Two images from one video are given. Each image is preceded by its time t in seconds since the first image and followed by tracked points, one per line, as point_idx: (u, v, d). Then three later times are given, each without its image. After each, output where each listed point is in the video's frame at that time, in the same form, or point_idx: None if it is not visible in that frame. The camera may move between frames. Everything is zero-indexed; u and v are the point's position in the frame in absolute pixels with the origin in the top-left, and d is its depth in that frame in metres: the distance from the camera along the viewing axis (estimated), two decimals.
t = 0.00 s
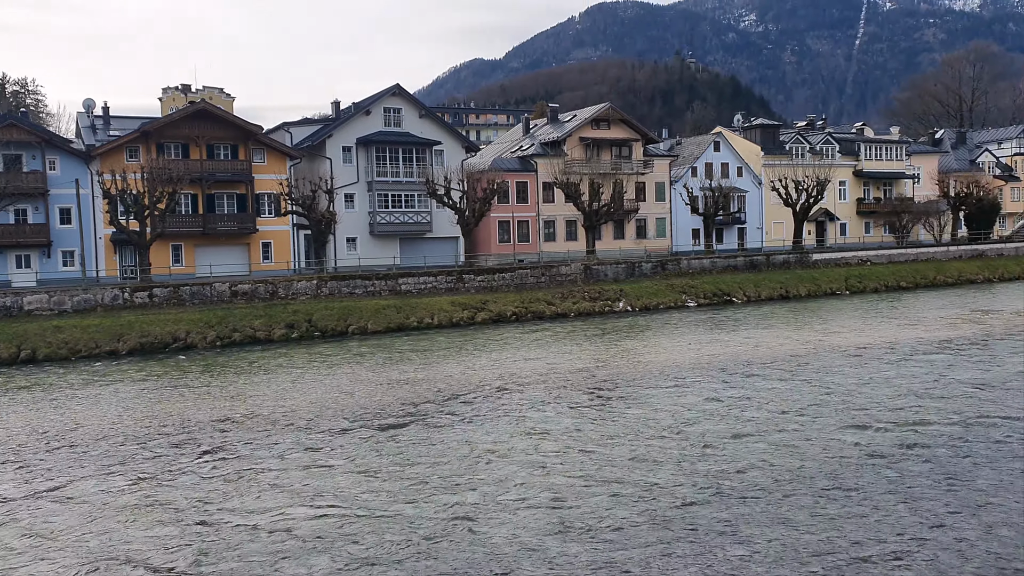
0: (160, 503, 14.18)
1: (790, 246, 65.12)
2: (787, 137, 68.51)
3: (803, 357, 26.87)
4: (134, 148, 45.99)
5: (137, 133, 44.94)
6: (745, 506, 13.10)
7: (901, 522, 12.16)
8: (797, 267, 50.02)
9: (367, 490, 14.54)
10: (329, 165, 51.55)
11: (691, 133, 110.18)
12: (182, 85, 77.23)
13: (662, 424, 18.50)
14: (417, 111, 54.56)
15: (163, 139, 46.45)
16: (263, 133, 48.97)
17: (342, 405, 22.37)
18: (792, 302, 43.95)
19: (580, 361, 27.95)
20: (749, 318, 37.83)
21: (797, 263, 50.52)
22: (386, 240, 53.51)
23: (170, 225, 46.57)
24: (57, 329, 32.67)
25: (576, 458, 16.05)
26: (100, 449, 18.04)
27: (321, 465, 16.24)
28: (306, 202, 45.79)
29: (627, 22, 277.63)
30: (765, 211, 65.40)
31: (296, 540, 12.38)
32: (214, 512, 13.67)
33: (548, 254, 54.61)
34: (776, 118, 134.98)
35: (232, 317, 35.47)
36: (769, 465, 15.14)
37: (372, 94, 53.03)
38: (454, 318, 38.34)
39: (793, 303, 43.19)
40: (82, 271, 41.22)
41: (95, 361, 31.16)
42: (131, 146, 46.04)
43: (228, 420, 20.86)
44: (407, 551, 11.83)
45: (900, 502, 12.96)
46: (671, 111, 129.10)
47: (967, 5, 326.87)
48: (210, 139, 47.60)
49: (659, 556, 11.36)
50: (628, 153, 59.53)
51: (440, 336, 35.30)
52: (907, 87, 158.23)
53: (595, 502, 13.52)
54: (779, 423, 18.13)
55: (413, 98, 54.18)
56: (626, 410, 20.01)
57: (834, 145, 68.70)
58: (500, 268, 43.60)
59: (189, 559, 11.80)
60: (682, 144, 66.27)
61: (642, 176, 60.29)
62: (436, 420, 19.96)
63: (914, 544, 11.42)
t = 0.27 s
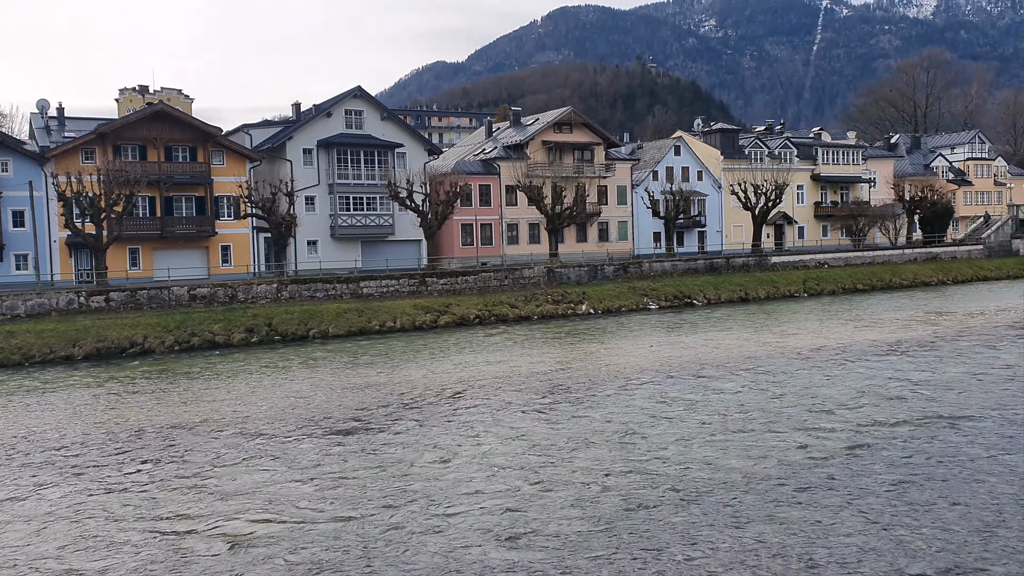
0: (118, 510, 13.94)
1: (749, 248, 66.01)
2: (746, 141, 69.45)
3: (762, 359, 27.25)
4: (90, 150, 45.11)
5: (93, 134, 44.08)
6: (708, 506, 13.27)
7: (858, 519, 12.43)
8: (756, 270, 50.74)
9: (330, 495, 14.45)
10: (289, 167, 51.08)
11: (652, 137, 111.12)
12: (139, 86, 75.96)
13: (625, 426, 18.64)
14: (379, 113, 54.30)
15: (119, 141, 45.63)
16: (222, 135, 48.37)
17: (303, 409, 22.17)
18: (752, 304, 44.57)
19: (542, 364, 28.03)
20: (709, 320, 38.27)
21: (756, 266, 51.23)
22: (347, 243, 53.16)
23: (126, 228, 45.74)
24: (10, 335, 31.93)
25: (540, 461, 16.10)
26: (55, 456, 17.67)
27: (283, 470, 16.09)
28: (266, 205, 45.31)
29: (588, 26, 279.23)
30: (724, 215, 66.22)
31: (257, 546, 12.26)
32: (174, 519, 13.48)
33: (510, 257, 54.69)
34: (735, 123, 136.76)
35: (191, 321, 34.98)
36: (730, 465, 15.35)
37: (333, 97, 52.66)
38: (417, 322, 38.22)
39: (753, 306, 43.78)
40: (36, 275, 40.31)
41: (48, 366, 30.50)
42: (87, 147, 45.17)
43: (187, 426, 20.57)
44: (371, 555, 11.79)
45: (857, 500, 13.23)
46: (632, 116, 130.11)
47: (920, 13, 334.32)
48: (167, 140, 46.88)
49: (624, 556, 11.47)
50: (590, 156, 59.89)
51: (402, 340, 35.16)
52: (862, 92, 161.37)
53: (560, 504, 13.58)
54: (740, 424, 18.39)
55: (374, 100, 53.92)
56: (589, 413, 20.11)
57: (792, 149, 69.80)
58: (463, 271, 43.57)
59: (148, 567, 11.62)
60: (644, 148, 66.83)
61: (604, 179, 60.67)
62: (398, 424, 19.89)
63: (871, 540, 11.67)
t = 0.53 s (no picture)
0: (82, 519, 13.71)
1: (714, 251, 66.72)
2: (711, 145, 70.21)
3: (727, 360, 27.57)
4: (49, 152, 44.24)
5: (52, 135, 43.24)
6: (679, 507, 13.38)
7: (826, 519, 12.64)
8: (721, 273, 51.34)
9: (301, 501, 14.34)
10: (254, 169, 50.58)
11: (618, 140, 111.87)
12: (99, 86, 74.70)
13: (594, 428, 18.75)
14: (345, 115, 53.98)
15: (80, 142, 44.82)
16: (186, 136, 47.75)
17: (268, 414, 21.97)
18: (716, 306, 45.12)
19: (509, 367, 28.10)
20: (675, 322, 38.65)
21: (721, 269, 51.80)
22: (313, 246, 52.77)
23: (87, 231, 44.94)
24: None
25: (509, 464, 16.14)
26: (15, 464, 17.31)
27: (249, 476, 15.91)
28: (231, 207, 44.84)
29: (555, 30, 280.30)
30: (689, 218, 66.88)
31: (227, 555, 12.14)
32: (140, 528, 13.30)
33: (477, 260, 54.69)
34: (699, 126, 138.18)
35: (153, 325, 34.50)
36: (700, 467, 15.51)
37: (298, 98, 52.25)
38: (383, 325, 38.08)
39: (717, 308, 44.28)
40: None
41: (6, 371, 29.88)
42: (46, 149, 44.30)
43: (150, 431, 20.27)
44: (342, 562, 11.74)
45: (824, 500, 13.46)
46: (597, 119, 130.83)
47: (879, 20, 340.52)
48: (129, 142, 46.15)
49: (595, 561, 11.54)
50: (557, 159, 60.12)
51: (368, 343, 35.03)
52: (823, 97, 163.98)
53: (534, 507, 13.64)
54: (706, 425, 18.59)
55: (340, 102, 53.60)
56: (556, 416, 20.19)
57: (755, 153, 70.68)
58: (430, 274, 43.48)
59: None
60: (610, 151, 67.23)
61: (571, 182, 60.94)
62: (365, 428, 19.78)
63: (839, 539, 11.89)
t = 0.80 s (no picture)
0: (48, 525, 13.50)
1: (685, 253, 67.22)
2: (681, 148, 70.76)
3: (697, 361, 27.81)
4: (13, 152, 43.49)
5: (17, 135, 42.51)
6: (650, 509, 13.47)
7: (795, 519, 12.79)
8: (691, 275, 51.75)
9: (272, 505, 14.23)
10: (223, 170, 50.12)
11: (589, 143, 112.30)
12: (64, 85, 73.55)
13: (566, 430, 18.82)
14: (315, 116, 53.67)
15: (45, 143, 44.11)
16: (154, 137, 47.19)
17: (238, 417, 21.78)
18: (686, 308, 45.48)
19: (481, 369, 28.10)
20: (647, 324, 38.91)
21: (691, 270, 52.22)
22: (283, 248, 52.38)
23: (52, 232, 44.21)
24: None
25: (481, 466, 16.15)
26: None
27: (219, 480, 15.76)
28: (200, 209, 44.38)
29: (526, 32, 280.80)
30: (660, 220, 67.34)
31: (197, 560, 12.02)
32: (108, 533, 13.13)
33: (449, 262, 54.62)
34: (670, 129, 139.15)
35: (121, 328, 34.05)
36: (671, 468, 15.62)
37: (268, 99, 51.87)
38: (354, 327, 37.90)
39: (687, 309, 44.63)
40: None
41: None
42: (9, 149, 43.53)
43: (116, 435, 20.00)
44: (314, 565, 11.69)
45: (793, 501, 13.62)
46: (569, 121, 131.25)
47: (846, 25, 345.31)
48: (96, 142, 45.52)
49: (568, 563, 11.57)
50: (528, 161, 60.24)
51: (339, 346, 34.85)
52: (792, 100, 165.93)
53: (507, 510, 13.65)
54: (677, 427, 18.73)
55: (311, 103, 53.28)
56: (528, 418, 20.24)
57: (725, 156, 71.36)
58: (401, 276, 43.36)
59: None
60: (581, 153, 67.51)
61: (542, 184, 61.08)
62: (336, 431, 19.70)
63: (808, 538, 12.03)
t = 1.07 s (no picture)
0: (11, 531, 13.28)
1: (653, 255, 67.73)
2: (649, 150, 71.30)
3: (665, 363, 28.06)
4: None
5: None
6: (618, 510, 13.56)
7: (760, 519, 12.97)
8: (659, 276, 52.16)
9: (239, 508, 14.14)
10: (188, 171, 49.58)
11: (558, 145, 112.70)
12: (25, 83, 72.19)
13: (534, 432, 18.88)
14: (282, 116, 53.28)
15: (5, 142, 43.28)
16: (117, 137, 46.51)
17: (204, 421, 21.59)
18: (654, 310, 45.85)
19: (450, 371, 28.11)
20: (615, 325, 39.18)
21: (659, 272, 52.65)
22: (249, 249, 51.90)
23: (13, 233, 43.38)
24: None
25: (451, 468, 16.17)
26: None
27: (184, 484, 15.58)
28: (164, 209, 43.83)
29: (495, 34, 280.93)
30: (628, 222, 67.79)
31: (165, 563, 11.94)
32: (71, 537, 12.96)
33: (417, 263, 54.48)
34: (638, 132, 140.12)
35: (84, 330, 33.52)
36: (638, 469, 15.75)
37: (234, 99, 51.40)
38: (322, 329, 37.68)
39: (655, 311, 45.01)
40: None
41: None
42: None
43: (79, 439, 19.69)
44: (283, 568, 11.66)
45: (759, 500, 13.80)
46: (538, 123, 131.59)
47: (810, 29, 350.33)
48: (58, 142, 44.76)
49: (536, 565, 11.60)
50: (497, 163, 60.33)
51: (307, 348, 34.62)
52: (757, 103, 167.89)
53: (475, 513, 13.66)
54: (644, 428, 18.90)
55: (278, 103, 52.88)
56: (497, 420, 20.29)
57: (692, 159, 72.00)
58: (369, 277, 43.17)
59: None
60: (550, 156, 67.73)
61: (511, 186, 61.18)
62: (302, 434, 19.58)
63: (773, 536, 12.26)
